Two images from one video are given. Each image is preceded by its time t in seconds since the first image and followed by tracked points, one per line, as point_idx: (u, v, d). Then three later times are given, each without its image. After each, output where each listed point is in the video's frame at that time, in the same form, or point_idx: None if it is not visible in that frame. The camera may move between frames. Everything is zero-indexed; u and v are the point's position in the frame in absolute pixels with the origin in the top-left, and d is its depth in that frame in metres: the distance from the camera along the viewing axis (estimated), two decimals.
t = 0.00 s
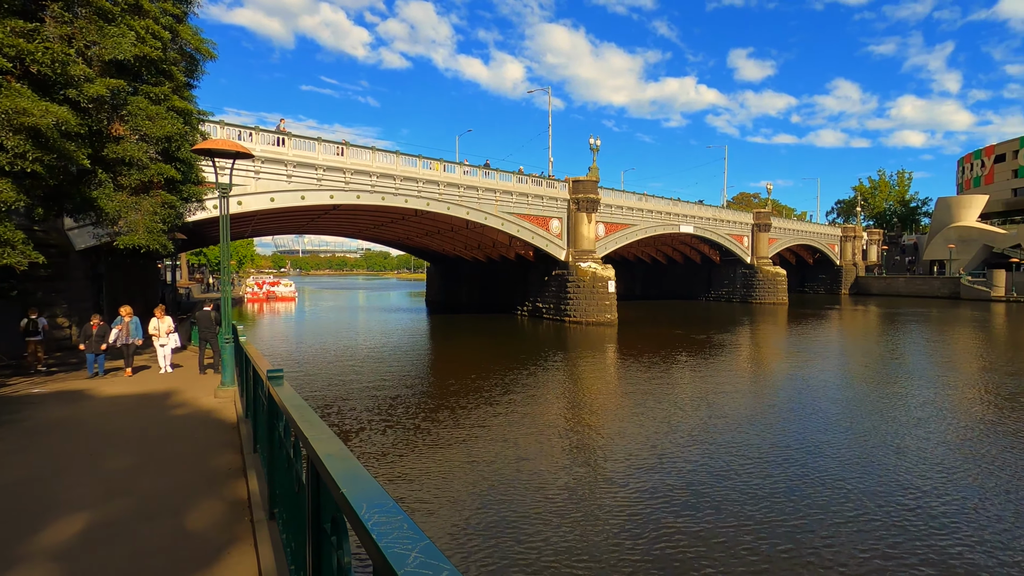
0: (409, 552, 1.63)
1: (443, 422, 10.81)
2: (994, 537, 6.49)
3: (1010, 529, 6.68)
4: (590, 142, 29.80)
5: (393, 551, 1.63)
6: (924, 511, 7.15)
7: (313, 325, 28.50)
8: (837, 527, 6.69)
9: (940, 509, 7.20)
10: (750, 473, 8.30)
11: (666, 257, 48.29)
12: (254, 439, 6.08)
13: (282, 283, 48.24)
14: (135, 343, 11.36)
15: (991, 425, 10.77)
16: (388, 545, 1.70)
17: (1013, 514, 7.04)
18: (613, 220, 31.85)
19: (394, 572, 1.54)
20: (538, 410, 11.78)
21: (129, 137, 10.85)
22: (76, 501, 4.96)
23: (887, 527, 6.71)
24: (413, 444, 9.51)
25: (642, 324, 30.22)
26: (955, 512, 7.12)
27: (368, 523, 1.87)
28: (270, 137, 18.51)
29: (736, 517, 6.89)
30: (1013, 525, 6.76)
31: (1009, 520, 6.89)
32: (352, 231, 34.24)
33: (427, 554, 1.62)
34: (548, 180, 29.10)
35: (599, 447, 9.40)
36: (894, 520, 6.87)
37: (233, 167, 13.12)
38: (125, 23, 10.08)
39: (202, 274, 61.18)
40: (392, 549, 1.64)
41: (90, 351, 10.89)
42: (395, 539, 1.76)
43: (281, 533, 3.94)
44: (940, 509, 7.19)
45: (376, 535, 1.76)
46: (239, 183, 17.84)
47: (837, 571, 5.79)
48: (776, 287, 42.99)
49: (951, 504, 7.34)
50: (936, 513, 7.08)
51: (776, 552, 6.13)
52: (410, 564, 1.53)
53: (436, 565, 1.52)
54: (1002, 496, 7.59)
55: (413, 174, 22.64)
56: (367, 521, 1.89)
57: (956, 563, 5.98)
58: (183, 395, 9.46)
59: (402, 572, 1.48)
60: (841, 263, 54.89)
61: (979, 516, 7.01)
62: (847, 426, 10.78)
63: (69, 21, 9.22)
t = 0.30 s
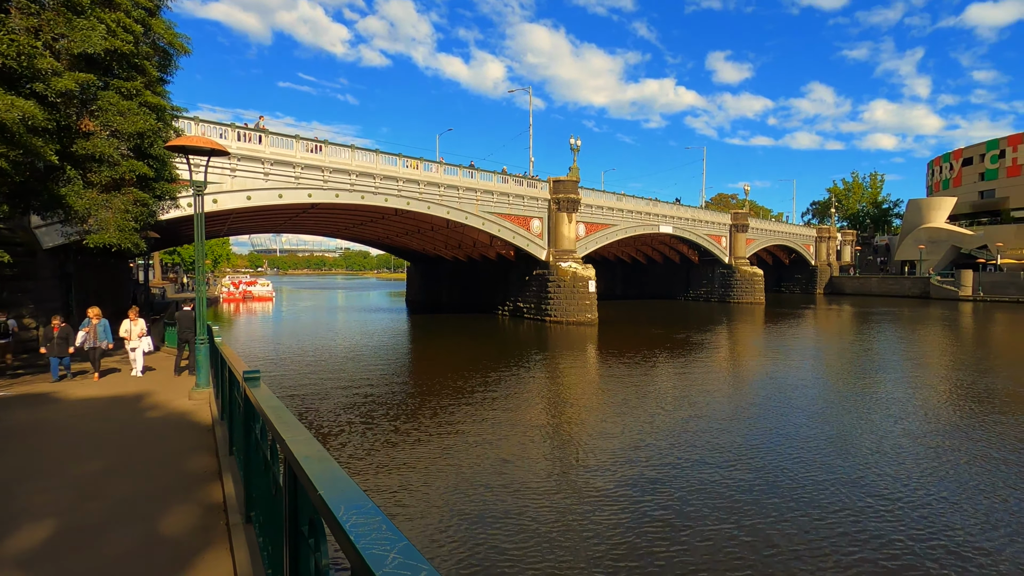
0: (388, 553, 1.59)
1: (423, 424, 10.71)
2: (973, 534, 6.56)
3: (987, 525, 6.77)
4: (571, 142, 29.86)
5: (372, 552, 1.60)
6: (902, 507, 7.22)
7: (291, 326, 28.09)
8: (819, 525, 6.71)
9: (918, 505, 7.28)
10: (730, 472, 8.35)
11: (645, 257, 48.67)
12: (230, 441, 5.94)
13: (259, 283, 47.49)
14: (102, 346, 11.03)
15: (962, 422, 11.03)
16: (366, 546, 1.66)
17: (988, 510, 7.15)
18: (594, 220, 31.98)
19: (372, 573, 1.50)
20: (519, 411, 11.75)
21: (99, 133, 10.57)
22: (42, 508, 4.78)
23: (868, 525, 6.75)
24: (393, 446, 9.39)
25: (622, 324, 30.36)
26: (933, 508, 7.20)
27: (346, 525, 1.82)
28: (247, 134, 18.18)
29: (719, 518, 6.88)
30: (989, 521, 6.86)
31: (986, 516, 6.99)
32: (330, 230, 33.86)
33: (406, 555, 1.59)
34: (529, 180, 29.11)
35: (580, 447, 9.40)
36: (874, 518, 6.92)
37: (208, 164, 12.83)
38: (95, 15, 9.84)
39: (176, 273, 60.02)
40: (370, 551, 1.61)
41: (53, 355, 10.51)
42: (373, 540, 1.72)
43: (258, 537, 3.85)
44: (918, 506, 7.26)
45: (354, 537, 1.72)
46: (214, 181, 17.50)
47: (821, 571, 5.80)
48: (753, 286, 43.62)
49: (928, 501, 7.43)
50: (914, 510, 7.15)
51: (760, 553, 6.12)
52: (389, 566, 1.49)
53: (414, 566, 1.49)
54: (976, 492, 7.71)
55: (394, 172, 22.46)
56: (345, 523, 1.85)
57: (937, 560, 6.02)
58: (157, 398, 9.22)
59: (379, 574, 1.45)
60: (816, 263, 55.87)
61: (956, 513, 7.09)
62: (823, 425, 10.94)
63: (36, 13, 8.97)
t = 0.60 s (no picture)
0: (367, 555, 1.56)
1: (403, 425, 10.64)
2: (950, 530, 6.66)
3: (962, 521, 6.88)
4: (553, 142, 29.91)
5: (350, 554, 1.57)
6: (879, 505, 7.33)
7: (269, 327, 27.69)
8: (801, 525, 6.76)
9: (895, 503, 7.39)
10: (711, 471, 8.41)
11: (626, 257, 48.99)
12: (206, 443, 5.84)
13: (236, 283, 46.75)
14: (69, 347, 10.71)
15: (934, 420, 11.27)
16: (344, 547, 1.64)
17: (963, 507, 7.28)
18: (575, 220, 32.10)
19: (349, 574, 1.48)
20: (501, 411, 11.74)
21: (69, 128, 10.32)
22: (8, 516, 4.63)
23: (848, 523, 6.81)
24: (373, 448, 9.31)
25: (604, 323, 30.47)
26: (910, 506, 7.30)
27: (323, 527, 1.79)
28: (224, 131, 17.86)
29: (700, 517, 6.94)
30: (965, 518, 6.98)
31: (960, 512, 7.11)
32: (309, 229, 33.44)
33: (383, 556, 1.57)
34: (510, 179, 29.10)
35: (561, 448, 9.42)
36: (854, 516, 6.99)
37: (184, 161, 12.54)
38: (64, 7, 9.69)
39: (150, 273, 58.78)
40: (347, 552, 1.58)
41: (17, 359, 10.19)
42: (351, 542, 1.69)
43: (235, 541, 3.78)
44: (895, 503, 7.37)
45: (331, 539, 1.69)
46: (190, 179, 17.17)
47: (805, 572, 5.82)
48: (731, 286, 44.25)
49: (905, 498, 7.54)
50: (892, 507, 7.25)
51: (744, 554, 6.13)
52: (368, 567, 1.48)
53: (392, 568, 1.47)
54: (950, 488, 7.87)
55: (374, 171, 22.28)
56: (322, 525, 1.81)
57: (917, 558, 6.08)
58: (130, 400, 9.01)
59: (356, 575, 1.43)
60: (793, 263, 56.80)
61: (933, 510, 7.21)
62: (800, 423, 11.12)
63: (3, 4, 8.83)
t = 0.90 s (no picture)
0: (345, 557, 1.54)
1: (385, 427, 10.54)
2: (926, 528, 6.76)
3: (939, 519, 7.00)
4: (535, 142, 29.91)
5: (328, 556, 1.55)
6: (858, 503, 7.43)
7: (248, 328, 27.27)
8: (783, 525, 6.80)
9: (873, 501, 7.50)
10: (692, 471, 8.47)
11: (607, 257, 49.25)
12: (182, 447, 5.73)
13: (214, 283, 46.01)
14: (35, 350, 10.41)
15: (909, 418, 11.50)
16: (322, 549, 1.62)
17: (939, 504, 7.40)
18: (557, 220, 32.17)
19: None
20: (483, 412, 11.71)
21: (40, 124, 10.14)
22: None
23: (829, 522, 6.89)
24: (354, 450, 9.21)
25: (586, 323, 30.56)
26: (888, 504, 7.40)
27: (300, 529, 1.77)
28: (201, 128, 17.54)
29: (683, 518, 6.97)
30: (941, 515, 7.10)
31: (937, 510, 7.23)
32: (289, 228, 33.03)
33: (361, 558, 1.56)
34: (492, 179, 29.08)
35: (544, 448, 9.42)
36: (834, 515, 7.07)
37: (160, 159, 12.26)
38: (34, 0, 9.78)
39: (125, 272, 57.68)
40: (324, 554, 1.57)
41: None
42: (329, 545, 1.67)
43: (212, 546, 3.70)
44: (874, 502, 7.46)
45: (308, 542, 1.66)
46: (166, 177, 16.83)
47: (789, 572, 5.84)
48: (711, 286, 44.77)
49: (882, 496, 7.66)
50: (871, 506, 7.35)
51: (727, 556, 6.14)
52: (347, 568, 1.46)
53: (371, 571, 1.45)
54: (926, 486, 8.01)
55: (355, 170, 22.09)
56: (300, 528, 1.79)
57: (896, 556, 6.15)
58: (103, 403, 8.80)
59: None
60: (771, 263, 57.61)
61: (910, 508, 7.31)
62: (778, 421, 11.28)
63: None
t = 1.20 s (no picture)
0: (321, 561, 1.52)
1: (366, 430, 10.46)
2: (902, 525, 6.86)
3: (914, 516, 7.10)
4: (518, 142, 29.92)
5: (302, 561, 1.53)
6: (836, 500, 7.55)
7: (227, 328, 26.84)
8: (763, 524, 6.85)
9: (851, 499, 7.60)
10: (672, 469, 8.55)
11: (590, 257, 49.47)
12: (158, 450, 5.63)
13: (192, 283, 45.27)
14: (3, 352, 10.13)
15: (885, 416, 11.71)
16: (296, 553, 1.60)
17: (914, 501, 7.53)
18: (540, 220, 32.22)
19: None
20: (467, 413, 11.69)
21: (8, 120, 9.89)
22: None
23: (810, 519, 7.00)
24: (334, 453, 9.12)
25: (569, 323, 30.64)
26: (864, 502, 7.50)
27: (275, 534, 1.74)
28: (178, 126, 17.24)
29: (665, 517, 7.02)
30: (916, 512, 7.21)
31: (912, 507, 7.35)
32: (268, 228, 32.61)
33: (338, 560, 1.54)
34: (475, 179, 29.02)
35: (527, 449, 9.41)
36: (813, 513, 7.15)
37: (135, 156, 11.98)
38: None
39: (100, 272, 56.55)
40: (300, 557, 1.55)
41: None
42: (305, 548, 1.65)
43: (188, 550, 3.64)
44: (850, 499, 7.60)
45: (283, 546, 1.64)
46: (141, 175, 16.50)
47: (768, 571, 5.87)
48: (692, 286, 45.23)
49: (858, 493, 7.79)
50: (848, 503, 7.45)
51: (706, 557, 6.16)
52: (322, 573, 1.45)
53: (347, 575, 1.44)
54: (900, 483, 8.15)
55: (336, 169, 21.89)
56: (275, 532, 1.76)
57: (873, 553, 6.24)
58: (75, 407, 8.59)
59: None
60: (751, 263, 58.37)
61: (886, 506, 7.42)
62: (757, 420, 11.43)
63: None
